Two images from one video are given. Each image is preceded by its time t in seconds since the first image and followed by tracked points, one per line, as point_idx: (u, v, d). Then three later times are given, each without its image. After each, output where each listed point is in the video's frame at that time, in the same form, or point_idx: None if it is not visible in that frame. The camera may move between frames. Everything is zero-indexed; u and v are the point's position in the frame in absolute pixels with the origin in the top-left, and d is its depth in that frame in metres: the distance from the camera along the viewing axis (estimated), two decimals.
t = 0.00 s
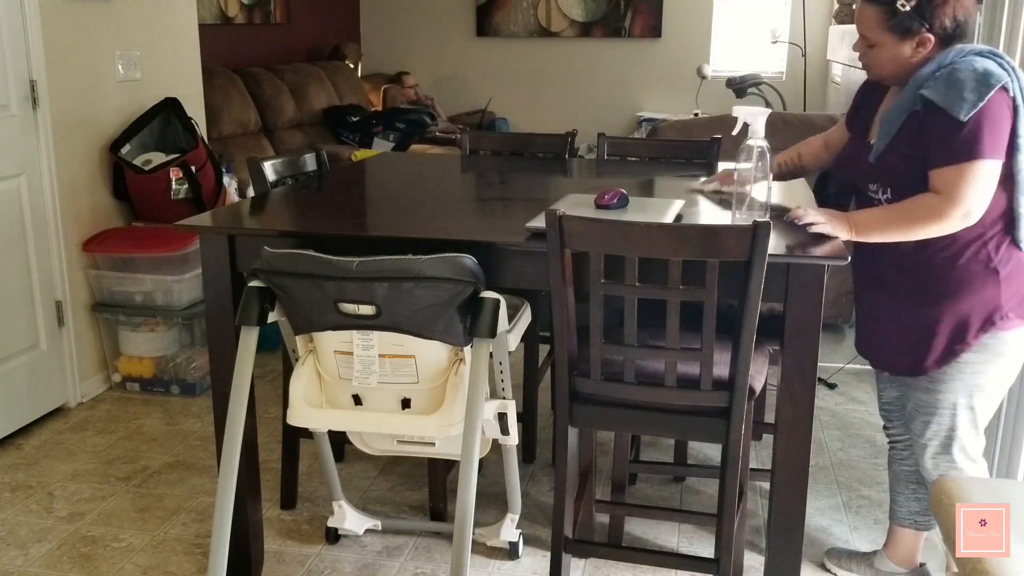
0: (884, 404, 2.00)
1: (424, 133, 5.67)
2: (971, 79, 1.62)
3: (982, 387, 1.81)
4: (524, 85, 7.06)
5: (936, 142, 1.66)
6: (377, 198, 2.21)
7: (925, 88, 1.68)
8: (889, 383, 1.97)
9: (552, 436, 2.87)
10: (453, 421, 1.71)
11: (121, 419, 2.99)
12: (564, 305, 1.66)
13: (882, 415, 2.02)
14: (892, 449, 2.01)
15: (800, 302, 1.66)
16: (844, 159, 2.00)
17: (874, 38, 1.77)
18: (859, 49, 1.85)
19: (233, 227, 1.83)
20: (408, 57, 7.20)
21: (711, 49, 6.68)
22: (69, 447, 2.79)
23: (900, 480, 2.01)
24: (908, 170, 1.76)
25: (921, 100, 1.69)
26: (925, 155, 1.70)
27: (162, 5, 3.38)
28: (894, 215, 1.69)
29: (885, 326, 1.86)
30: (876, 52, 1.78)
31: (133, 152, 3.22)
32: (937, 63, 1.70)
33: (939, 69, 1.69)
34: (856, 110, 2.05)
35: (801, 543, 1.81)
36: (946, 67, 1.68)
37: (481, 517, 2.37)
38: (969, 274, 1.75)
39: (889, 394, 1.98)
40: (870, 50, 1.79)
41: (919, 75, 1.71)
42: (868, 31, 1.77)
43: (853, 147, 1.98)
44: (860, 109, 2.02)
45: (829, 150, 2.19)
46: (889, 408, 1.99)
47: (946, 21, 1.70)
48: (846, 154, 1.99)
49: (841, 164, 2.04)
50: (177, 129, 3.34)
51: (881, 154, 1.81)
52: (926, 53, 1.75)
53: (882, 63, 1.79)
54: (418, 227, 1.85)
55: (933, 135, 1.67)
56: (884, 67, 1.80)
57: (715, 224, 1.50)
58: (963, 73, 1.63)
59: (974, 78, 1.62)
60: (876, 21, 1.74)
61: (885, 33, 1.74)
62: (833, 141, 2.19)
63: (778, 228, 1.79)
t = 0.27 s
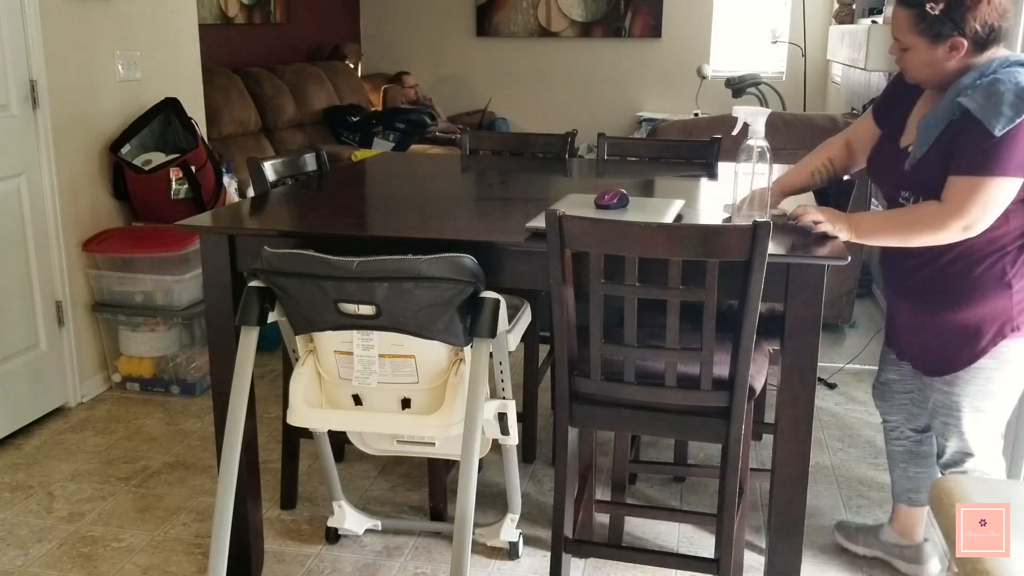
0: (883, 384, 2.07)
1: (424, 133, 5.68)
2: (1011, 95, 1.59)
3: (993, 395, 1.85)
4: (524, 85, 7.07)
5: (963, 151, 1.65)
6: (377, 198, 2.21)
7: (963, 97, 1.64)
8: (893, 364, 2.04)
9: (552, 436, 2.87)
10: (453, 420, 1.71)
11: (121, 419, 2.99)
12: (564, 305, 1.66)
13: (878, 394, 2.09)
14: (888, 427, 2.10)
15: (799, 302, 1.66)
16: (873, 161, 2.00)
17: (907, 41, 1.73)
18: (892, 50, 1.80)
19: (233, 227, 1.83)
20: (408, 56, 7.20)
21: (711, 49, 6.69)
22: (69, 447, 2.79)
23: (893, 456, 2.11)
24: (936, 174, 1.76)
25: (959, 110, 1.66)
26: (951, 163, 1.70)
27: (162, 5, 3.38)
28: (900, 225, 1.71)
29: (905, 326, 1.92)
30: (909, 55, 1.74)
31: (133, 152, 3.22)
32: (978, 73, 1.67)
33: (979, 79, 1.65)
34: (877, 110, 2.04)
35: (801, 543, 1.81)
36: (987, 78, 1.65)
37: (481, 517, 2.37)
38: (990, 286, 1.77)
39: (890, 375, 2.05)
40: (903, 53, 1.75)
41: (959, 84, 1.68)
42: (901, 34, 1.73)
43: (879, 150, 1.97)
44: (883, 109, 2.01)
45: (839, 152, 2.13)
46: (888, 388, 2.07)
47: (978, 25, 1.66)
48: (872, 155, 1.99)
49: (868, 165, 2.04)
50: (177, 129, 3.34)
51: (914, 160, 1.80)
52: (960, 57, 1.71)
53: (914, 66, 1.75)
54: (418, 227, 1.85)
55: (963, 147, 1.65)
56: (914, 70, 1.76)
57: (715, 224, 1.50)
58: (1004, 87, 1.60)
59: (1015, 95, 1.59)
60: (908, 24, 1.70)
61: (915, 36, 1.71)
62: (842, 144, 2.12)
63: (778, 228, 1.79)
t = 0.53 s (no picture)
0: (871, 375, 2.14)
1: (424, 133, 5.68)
2: (1011, 82, 1.65)
3: (964, 383, 1.89)
4: (524, 85, 7.07)
5: (967, 135, 1.68)
6: (377, 197, 2.21)
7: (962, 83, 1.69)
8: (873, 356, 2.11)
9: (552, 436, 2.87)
10: (453, 420, 1.71)
11: (121, 419, 2.99)
12: (564, 305, 1.66)
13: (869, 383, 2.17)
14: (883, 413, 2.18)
15: (799, 302, 1.66)
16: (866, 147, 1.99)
17: (897, 28, 1.79)
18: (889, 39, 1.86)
19: (233, 227, 1.83)
20: (408, 56, 7.20)
21: (711, 48, 6.69)
22: (69, 447, 2.79)
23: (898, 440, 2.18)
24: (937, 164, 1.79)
25: (957, 94, 1.70)
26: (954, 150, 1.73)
27: (162, 5, 3.38)
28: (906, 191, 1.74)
29: (883, 322, 1.92)
30: (899, 42, 1.80)
31: (133, 152, 3.22)
32: (976, 62, 1.71)
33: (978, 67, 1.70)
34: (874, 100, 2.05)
35: (800, 543, 1.81)
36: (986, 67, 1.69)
37: (481, 517, 2.37)
38: (966, 274, 1.81)
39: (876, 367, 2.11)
40: (896, 40, 1.81)
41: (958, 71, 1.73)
42: (893, 23, 1.80)
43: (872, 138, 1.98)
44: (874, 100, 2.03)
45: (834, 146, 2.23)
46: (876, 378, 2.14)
47: (956, 12, 1.71)
48: (863, 145, 2.01)
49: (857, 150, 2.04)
50: (177, 129, 3.34)
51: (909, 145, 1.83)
52: (941, 45, 1.76)
53: (902, 53, 1.81)
54: (418, 227, 1.85)
55: (962, 130, 1.70)
56: (902, 57, 1.81)
57: (715, 224, 1.50)
58: (1003, 75, 1.66)
59: (1014, 83, 1.64)
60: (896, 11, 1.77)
61: (902, 23, 1.77)
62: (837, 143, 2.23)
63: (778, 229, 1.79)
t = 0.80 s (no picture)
0: (879, 367, 2.16)
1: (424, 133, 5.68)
2: (983, 69, 1.74)
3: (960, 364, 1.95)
4: (524, 85, 7.06)
5: (945, 122, 1.75)
6: (377, 197, 2.21)
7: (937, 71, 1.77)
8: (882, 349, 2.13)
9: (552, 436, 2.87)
10: (453, 421, 1.71)
11: (121, 419, 2.99)
12: (564, 305, 1.65)
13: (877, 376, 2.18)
14: (890, 405, 2.20)
15: (799, 302, 1.66)
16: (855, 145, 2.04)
17: (877, 27, 1.88)
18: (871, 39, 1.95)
19: (233, 227, 1.83)
20: (408, 56, 7.20)
21: (711, 48, 6.69)
22: (69, 447, 2.79)
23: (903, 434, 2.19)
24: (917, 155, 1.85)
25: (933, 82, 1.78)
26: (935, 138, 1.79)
27: (161, 5, 3.38)
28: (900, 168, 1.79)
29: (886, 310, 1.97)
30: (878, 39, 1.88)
31: (133, 152, 3.22)
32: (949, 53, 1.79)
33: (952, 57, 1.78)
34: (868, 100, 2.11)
35: (801, 543, 1.81)
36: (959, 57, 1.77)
37: (481, 517, 2.37)
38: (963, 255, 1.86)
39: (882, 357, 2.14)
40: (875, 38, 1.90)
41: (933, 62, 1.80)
42: (872, 21, 1.88)
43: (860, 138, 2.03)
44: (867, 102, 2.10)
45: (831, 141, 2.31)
46: (884, 371, 2.16)
47: (928, 8, 1.79)
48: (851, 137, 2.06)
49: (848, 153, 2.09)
50: (176, 129, 3.34)
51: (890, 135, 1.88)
52: (919, 40, 1.84)
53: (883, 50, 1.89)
54: (418, 227, 1.85)
55: (940, 115, 1.77)
56: (883, 53, 1.89)
57: (715, 224, 1.50)
58: (975, 63, 1.74)
59: (986, 70, 1.73)
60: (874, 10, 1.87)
61: (880, 20, 1.86)
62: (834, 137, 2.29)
63: (778, 228, 1.79)
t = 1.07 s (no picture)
0: (885, 366, 2.18)
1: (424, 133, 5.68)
2: (983, 72, 1.76)
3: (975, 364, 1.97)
4: (524, 85, 7.06)
5: (947, 126, 1.79)
6: (377, 197, 2.21)
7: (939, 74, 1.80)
8: (889, 347, 2.15)
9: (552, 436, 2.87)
10: (453, 421, 1.71)
11: (121, 419, 2.99)
12: (563, 305, 1.65)
13: (883, 376, 2.20)
14: (893, 405, 2.21)
15: (799, 302, 1.66)
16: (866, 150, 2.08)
17: (885, 29, 1.93)
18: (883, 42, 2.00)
19: (233, 227, 1.83)
20: (408, 57, 7.20)
21: (711, 48, 6.69)
22: (69, 447, 2.79)
23: (905, 435, 2.20)
24: (924, 154, 1.89)
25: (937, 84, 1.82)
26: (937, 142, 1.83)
27: (161, 5, 3.38)
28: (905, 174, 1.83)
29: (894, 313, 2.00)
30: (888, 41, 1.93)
31: (133, 152, 3.22)
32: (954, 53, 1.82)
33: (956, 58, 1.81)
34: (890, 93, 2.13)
35: (801, 543, 1.81)
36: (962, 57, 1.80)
37: (480, 517, 2.37)
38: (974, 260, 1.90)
39: (891, 354, 2.16)
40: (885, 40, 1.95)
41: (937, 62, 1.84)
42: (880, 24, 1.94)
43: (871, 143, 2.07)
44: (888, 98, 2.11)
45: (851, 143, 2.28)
46: (890, 369, 2.18)
47: (934, 6, 1.83)
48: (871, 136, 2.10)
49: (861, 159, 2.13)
50: (177, 129, 3.34)
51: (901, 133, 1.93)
52: (928, 38, 1.88)
53: (894, 50, 1.94)
54: (418, 227, 1.85)
55: (943, 118, 1.80)
56: (894, 54, 1.94)
57: (715, 224, 1.50)
58: (976, 66, 1.77)
59: (988, 73, 1.76)
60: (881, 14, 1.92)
61: (888, 23, 1.91)
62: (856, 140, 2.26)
63: (779, 228, 1.80)
